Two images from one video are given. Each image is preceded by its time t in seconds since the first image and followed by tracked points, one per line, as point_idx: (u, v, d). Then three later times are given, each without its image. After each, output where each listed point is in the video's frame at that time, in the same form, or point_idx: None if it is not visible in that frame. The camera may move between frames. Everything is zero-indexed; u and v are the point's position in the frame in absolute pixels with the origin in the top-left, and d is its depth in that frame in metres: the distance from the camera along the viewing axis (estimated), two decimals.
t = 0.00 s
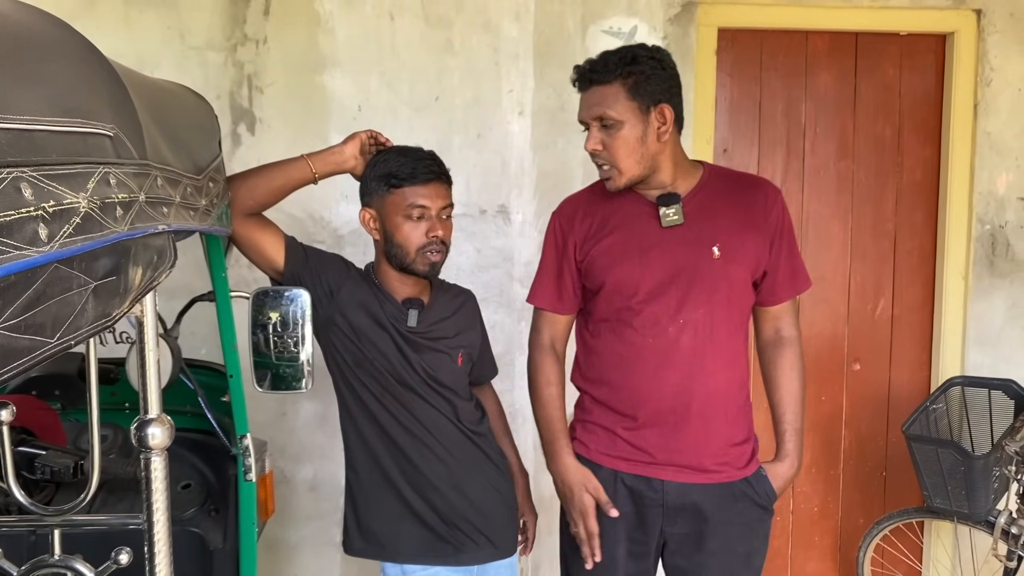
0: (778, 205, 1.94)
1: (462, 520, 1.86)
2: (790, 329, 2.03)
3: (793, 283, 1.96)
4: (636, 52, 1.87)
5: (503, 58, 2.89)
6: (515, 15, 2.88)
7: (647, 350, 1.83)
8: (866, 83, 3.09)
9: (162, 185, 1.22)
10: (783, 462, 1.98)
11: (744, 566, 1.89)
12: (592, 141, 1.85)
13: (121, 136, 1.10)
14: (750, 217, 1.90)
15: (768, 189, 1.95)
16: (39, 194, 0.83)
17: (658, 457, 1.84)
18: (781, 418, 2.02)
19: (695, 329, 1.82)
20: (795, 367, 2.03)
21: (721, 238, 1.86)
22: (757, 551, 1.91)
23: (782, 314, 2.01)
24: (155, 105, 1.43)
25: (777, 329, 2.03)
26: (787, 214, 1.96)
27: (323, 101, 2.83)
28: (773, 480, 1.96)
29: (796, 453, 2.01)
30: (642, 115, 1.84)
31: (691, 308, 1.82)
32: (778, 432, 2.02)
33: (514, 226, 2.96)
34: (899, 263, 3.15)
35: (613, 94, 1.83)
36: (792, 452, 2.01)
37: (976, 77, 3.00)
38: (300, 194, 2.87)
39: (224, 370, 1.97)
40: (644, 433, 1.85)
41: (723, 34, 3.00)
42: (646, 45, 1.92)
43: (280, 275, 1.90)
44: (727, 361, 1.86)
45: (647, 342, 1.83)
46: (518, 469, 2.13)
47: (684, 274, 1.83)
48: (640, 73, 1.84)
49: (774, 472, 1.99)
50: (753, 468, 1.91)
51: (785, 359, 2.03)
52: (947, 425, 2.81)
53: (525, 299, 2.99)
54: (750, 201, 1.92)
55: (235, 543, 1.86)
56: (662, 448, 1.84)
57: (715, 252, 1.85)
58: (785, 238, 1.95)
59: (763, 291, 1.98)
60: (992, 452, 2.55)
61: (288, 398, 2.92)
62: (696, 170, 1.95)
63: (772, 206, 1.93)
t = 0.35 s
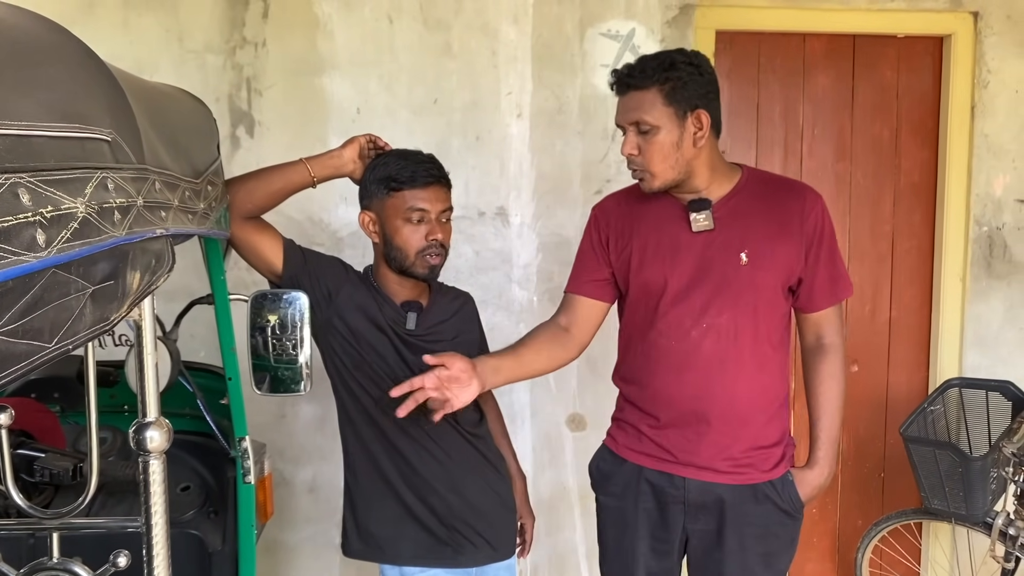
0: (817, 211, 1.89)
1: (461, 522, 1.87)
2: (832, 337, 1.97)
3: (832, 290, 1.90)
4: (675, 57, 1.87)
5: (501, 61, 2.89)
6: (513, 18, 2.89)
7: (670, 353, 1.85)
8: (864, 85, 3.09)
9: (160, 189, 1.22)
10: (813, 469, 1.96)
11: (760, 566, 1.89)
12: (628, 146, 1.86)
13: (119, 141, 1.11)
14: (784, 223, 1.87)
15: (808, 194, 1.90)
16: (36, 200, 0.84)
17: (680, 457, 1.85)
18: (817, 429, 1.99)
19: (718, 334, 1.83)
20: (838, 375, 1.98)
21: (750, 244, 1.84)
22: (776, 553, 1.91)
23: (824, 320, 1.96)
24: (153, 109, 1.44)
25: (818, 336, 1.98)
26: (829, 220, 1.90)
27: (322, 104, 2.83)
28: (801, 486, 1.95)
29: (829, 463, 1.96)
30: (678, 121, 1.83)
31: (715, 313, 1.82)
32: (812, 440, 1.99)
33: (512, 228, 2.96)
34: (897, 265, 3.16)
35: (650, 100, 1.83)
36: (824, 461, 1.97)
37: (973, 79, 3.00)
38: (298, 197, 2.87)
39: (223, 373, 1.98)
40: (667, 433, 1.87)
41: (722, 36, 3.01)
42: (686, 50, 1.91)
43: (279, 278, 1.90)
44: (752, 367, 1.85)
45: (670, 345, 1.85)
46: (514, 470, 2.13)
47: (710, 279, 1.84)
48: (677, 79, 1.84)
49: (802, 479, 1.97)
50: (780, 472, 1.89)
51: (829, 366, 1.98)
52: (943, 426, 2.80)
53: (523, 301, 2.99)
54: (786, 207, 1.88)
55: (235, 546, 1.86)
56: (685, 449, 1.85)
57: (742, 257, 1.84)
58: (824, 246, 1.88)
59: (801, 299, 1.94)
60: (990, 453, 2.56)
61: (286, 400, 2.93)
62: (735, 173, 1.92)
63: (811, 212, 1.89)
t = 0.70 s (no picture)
0: (832, 220, 1.91)
1: (459, 523, 1.87)
2: (837, 345, 1.99)
3: (841, 300, 1.93)
4: (703, 54, 1.89)
5: (499, 63, 2.90)
6: (511, 19, 2.90)
7: (679, 351, 1.85)
8: (862, 86, 3.10)
9: (155, 191, 1.23)
10: (817, 474, 1.95)
11: (761, 567, 1.89)
12: (649, 138, 1.89)
13: (114, 143, 1.11)
14: (799, 229, 1.89)
15: (824, 204, 1.92)
16: (29, 202, 0.84)
17: (684, 457, 1.85)
18: (820, 435, 1.99)
19: (729, 334, 1.83)
20: (841, 382, 2.00)
21: (765, 247, 1.85)
22: (777, 555, 1.91)
23: (830, 328, 1.98)
24: (148, 111, 1.44)
25: (824, 344, 2.01)
26: (842, 231, 1.93)
27: (320, 106, 2.84)
28: (803, 489, 1.93)
29: (832, 468, 1.96)
30: (701, 117, 1.86)
31: (727, 312, 1.83)
32: (815, 444, 1.99)
33: (510, 229, 2.97)
34: (895, 266, 3.16)
35: (675, 94, 1.86)
36: (827, 465, 1.97)
37: (971, 80, 3.01)
38: (296, 198, 2.88)
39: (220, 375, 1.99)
40: (672, 433, 1.87)
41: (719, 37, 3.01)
42: (714, 49, 1.94)
43: (276, 280, 1.91)
44: (761, 369, 1.85)
45: (680, 343, 1.85)
46: (512, 471, 2.13)
47: (722, 279, 1.84)
48: (704, 76, 1.86)
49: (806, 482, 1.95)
50: (784, 475, 1.89)
51: (834, 373, 2.00)
52: (943, 429, 2.81)
53: (522, 302, 3.00)
54: (802, 214, 1.90)
55: (232, 547, 1.86)
56: (691, 449, 1.85)
57: (757, 259, 1.85)
58: (837, 256, 1.92)
59: (810, 306, 1.96)
60: (987, 454, 2.56)
61: (285, 401, 2.93)
62: (752, 178, 1.95)
63: (825, 221, 1.91)
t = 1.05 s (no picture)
0: (825, 217, 1.88)
1: (457, 523, 1.87)
2: (837, 344, 1.97)
3: (838, 296, 1.89)
4: (688, 59, 1.89)
5: (497, 64, 2.90)
6: (510, 20, 2.89)
7: (670, 351, 1.86)
8: (860, 85, 3.10)
9: (152, 192, 1.23)
10: (812, 474, 1.95)
11: (756, 566, 1.90)
12: (640, 145, 1.88)
13: (111, 145, 1.11)
14: (791, 227, 1.86)
15: (817, 200, 1.89)
16: (27, 204, 0.84)
17: (678, 456, 1.86)
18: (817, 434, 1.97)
19: (718, 334, 1.83)
20: (842, 382, 1.97)
21: (755, 246, 1.84)
22: (771, 554, 1.91)
23: (830, 326, 1.95)
24: (146, 112, 1.45)
25: (824, 343, 1.98)
26: (837, 227, 1.89)
27: (319, 107, 2.84)
28: (797, 490, 1.94)
29: (829, 469, 1.95)
30: (690, 122, 1.85)
31: (716, 313, 1.83)
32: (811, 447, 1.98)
33: (509, 230, 2.97)
34: (894, 265, 3.16)
35: (662, 101, 1.86)
36: (824, 467, 1.96)
37: (970, 79, 3.01)
38: (295, 199, 2.88)
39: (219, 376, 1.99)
40: (666, 433, 1.88)
41: (717, 37, 3.02)
42: (700, 52, 1.93)
43: (274, 281, 1.91)
44: (752, 369, 1.85)
45: (671, 343, 1.86)
46: (511, 470, 2.14)
47: (711, 279, 1.84)
48: (690, 81, 1.86)
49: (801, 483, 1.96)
50: (778, 474, 1.89)
51: (834, 373, 1.97)
52: (941, 427, 2.82)
53: (521, 302, 3.00)
54: (794, 211, 1.88)
55: (232, 548, 1.86)
56: (683, 448, 1.86)
57: (746, 259, 1.84)
58: (832, 252, 1.88)
59: (806, 304, 1.92)
60: (985, 453, 2.56)
61: (284, 402, 2.93)
62: (743, 177, 1.92)
63: (819, 217, 1.88)
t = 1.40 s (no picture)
0: (811, 215, 1.91)
1: (460, 523, 1.87)
2: (821, 339, 2.00)
3: (824, 293, 1.93)
4: (675, 56, 1.89)
5: (499, 64, 2.91)
6: (511, 21, 2.91)
7: (666, 352, 1.85)
8: (863, 83, 3.10)
9: (156, 194, 1.23)
10: (806, 468, 1.97)
11: (754, 564, 1.90)
12: (625, 142, 1.88)
13: (115, 146, 1.12)
14: (780, 225, 1.89)
15: (803, 199, 1.92)
16: (31, 206, 0.85)
17: (675, 457, 1.85)
18: (807, 429, 2.01)
19: (714, 334, 1.83)
20: (827, 376, 2.01)
21: (746, 245, 1.86)
22: (769, 552, 1.91)
23: (814, 323, 1.99)
24: (149, 114, 1.45)
25: (808, 339, 2.01)
26: (822, 225, 1.93)
27: (321, 107, 2.85)
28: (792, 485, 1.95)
29: (821, 463, 1.98)
30: (676, 119, 1.86)
31: (712, 313, 1.83)
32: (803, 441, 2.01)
33: (511, 230, 2.97)
34: (897, 265, 3.16)
35: (648, 97, 1.86)
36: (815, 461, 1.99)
37: (972, 78, 3.00)
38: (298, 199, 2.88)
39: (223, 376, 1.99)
40: (662, 434, 1.87)
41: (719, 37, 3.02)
42: (687, 50, 1.94)
43: (277, 282, 1.92)
44: (748, 367, 1.86)
45: (667, 344, 1.85)
46: (513, 470, 2.14)
47: (705, 279, 1.85)
48: (676, 78, 1.86)
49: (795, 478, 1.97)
50: (773, 472, 1.90)
51: (817, 368, 2.01)
52: (944, 426, 2.82)
53: (523, 302, 3.00)
54: (782, 210, 1.90)
55: (235, 549, 1.86)
56: (680, 449, 1.85)
57: (739, 258, 1.85)
58: (817, 249, 1.92)
59: (793, 301, 1.96)
60: (988, 453, 2.56)
61: (288, 402, 2.94)
62: (730, 175, 1.93)
63: (805, 215, 1.91)
